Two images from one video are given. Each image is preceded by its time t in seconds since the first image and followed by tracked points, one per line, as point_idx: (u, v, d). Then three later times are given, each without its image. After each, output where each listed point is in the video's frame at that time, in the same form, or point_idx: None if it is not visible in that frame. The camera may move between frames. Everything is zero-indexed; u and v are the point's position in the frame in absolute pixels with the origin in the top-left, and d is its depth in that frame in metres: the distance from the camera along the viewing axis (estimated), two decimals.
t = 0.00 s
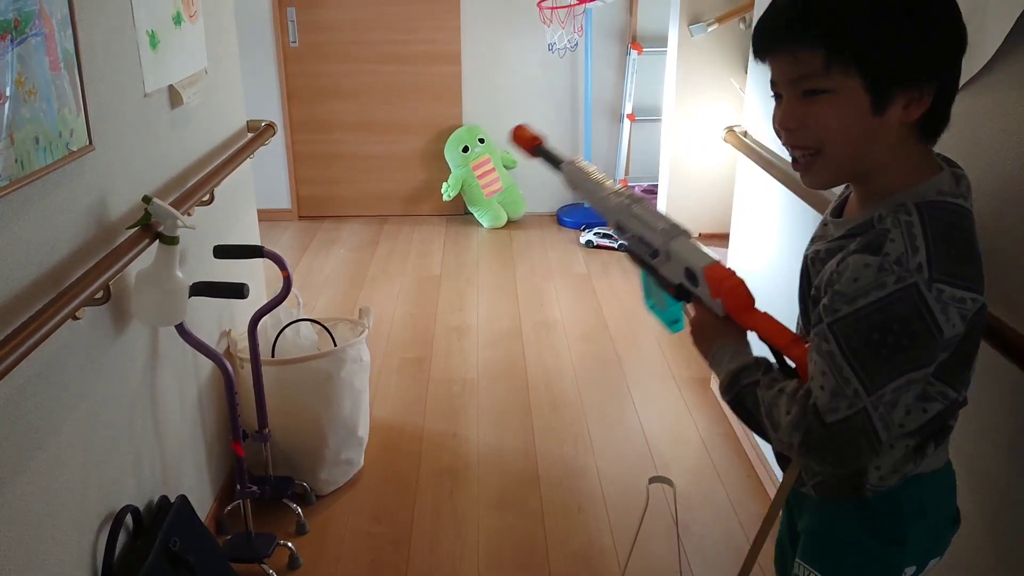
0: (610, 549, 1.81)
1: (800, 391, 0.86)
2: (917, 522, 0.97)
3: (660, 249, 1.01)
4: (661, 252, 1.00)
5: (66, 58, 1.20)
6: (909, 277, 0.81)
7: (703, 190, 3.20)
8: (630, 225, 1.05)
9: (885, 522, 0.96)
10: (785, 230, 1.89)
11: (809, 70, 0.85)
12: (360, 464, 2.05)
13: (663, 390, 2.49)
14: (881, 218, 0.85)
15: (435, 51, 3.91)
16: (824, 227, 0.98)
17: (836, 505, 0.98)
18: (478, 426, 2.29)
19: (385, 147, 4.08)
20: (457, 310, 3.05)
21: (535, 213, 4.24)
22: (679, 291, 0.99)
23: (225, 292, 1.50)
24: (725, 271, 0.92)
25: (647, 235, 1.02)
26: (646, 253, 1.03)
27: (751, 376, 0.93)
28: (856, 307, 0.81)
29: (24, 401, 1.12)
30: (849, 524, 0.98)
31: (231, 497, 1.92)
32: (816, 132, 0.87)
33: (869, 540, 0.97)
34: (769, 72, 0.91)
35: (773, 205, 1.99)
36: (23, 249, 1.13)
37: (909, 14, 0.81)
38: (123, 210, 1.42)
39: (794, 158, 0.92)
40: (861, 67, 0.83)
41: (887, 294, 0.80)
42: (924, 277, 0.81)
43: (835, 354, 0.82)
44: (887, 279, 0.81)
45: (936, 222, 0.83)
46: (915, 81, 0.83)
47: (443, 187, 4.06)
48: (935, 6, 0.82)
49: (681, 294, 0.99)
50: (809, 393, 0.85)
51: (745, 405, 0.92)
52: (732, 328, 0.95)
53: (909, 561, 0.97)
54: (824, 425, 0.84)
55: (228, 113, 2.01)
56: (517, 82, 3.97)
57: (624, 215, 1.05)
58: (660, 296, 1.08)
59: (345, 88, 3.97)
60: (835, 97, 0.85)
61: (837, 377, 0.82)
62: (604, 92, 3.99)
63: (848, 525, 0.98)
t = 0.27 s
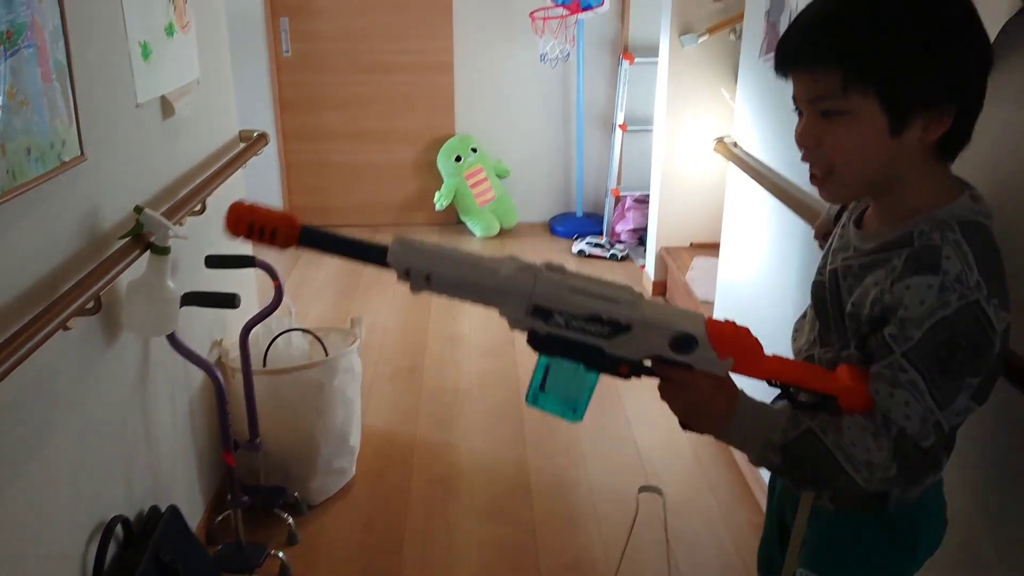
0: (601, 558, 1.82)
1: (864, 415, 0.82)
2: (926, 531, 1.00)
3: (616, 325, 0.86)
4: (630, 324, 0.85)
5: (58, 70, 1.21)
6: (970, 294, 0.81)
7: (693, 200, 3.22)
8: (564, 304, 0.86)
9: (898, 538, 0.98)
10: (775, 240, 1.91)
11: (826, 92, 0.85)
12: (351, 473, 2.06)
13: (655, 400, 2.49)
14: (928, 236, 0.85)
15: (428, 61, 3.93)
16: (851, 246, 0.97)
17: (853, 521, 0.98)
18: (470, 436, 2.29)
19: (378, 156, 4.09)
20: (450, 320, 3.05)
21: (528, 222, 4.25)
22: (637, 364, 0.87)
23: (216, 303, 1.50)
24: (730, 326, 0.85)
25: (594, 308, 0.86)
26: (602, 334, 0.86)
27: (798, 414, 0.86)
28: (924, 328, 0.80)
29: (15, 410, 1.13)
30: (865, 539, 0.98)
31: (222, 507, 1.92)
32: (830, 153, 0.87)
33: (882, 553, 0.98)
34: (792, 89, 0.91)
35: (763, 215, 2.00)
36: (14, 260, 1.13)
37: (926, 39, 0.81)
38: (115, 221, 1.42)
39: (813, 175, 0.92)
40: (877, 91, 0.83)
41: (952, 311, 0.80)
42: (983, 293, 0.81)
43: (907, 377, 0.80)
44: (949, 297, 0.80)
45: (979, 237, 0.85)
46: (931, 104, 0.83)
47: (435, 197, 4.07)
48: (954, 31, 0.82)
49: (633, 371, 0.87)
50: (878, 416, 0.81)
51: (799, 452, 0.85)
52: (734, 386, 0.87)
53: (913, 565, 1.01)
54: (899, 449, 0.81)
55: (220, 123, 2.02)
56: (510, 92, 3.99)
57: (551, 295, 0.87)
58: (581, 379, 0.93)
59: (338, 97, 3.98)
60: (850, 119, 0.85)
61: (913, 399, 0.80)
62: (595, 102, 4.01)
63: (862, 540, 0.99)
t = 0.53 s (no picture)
0: (587, 562, 1.84)
1: (924, 431, 0.81)
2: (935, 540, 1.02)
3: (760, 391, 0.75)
4: (776, 386, 0.75)
5: (54, 77, 1.22)
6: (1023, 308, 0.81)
7: (681, 208, 3.25)
8: (731, 370, 0.73)
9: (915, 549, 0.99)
10: (760, 248, 1.94)
11: (845, 123, 0.82)
12: (341, 479, 2.07)
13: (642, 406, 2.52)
14: (973, 248, 0.84)
15: (420, 68, 3.95)
16: (876, 260, 0.94)
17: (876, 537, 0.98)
18: (459, 441, 2.31)
19: (369, 163, 4.11)
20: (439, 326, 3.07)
21: (518, 229, 4.27)
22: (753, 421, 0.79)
23: (208, 308, 1.51)
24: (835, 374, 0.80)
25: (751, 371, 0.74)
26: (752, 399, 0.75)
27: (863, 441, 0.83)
28: (983, 341, 0.80)
29: (9, 413, 1.14)
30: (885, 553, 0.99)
31: (212, 512, 1.93)
32: (855, 186, 0.83)
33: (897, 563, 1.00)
34: (802, 121, 0.87)
35: (748, 223, 2.03)
36: (9, 265, 1.14)
37: (937, 60, 0.79)
38: (108, 227, 1.43)
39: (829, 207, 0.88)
40: (898, 119, 0.80)
41: (1007, 325, 0.80)
42: None
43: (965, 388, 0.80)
44: (1005, 311, 0.80)
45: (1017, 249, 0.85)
46: (946, 126, 0.81)
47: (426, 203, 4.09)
48: (961, 50, 0.80)
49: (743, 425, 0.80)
50: (936, 431, 0.81)
51: (861, 479, 0.81)
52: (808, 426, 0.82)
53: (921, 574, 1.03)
54: (957, 462, 0.81)
55: (212, 130, 2.03)
56: (501, 99, 4.02)
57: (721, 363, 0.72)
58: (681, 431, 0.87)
59: (329, 104, 3.99)
60: (875, 149, 0.81)
61: (973, 411, 0.80)
62: (586, 110, 4.04)
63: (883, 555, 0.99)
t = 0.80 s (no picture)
0: (578, 561, 1.85)
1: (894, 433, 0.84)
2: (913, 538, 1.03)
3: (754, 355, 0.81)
4: (768, 352, 0.81)
5: (50, 78, 1.23)
6: (993, 315, 0.83)
7: (671, 212, 3.28)
8: (733, 320, 0.79)
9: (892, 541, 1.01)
10: (748, 251, 1.96)
11: (841, 136, 0.83)
12: (333, 479, 2.08)
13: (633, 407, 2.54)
14: (948, 256, 0.86)
15: (411, 73, 3.97)
16: (857, 261, 0.97)
17: (851, 525, 1.01)
18: (451, 442, 2.32)
19: (361, 167, 4.12)
20: (431, 328, 3.08)
21: (509, 234, 4.29)
22: (745, 399, 0.85)
23: (202, 308, 1.52)
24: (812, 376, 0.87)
25: (749, 326, 0.80)
26: (745, 360, 0.81)
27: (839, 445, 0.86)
28: (952, 349, 0.83)
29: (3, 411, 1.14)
30: (860, 540, 1.01)
31: (204, 512, 1.93)
32: (851, 198, 0.85)
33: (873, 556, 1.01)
34: (795, 135, 0.88)
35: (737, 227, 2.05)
36: (4, 264, 1.15)
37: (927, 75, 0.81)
38: (102, 227, 1.44)
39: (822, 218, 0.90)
40: (892, 132, 0.82)
41: (976, 332, 0.82)
42: (1003, 314, 0.83)
43: (933, 395, 0.83)
44: (974, 318, 0.82)
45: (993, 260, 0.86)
46: (937, 136, 0.83)
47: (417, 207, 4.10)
48: (950, 61, 0.82)
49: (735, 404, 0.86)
50: (906, 434, 0.83)
51: (842, 482, 0.83)
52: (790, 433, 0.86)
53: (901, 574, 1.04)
54: (925, 464, 0.84)
55: (206, 132, 2.04)
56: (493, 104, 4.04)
57: (724, 308, 0.78)
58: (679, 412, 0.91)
59: (321, 108, 4.00)
60: (869, 162, 0.83)
61: (941, 417, 0.83)
62: (577, 116, 4.07)
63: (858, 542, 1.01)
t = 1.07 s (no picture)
0: (573, 564, 1.87)
1: (891, 439, 0.85)
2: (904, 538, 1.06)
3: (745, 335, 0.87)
4: (757, 336, 0.88)
5: (55, 87, 1.26)
6: (972, 320, 0.85)
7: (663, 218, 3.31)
8: (724, 293, 0.85)
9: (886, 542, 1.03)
10: (739, 258, 2.00)
11: (814, 154, 0.86)
12: (330, 483, 2.09)
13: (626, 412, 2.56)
14: (924, 263, 0.89)
15: (406, 81, 4.00)
16: (837, 274, 1.01)
17: (848, 527, 1.03)
18: (447, 447, 2.34)
19: (356, 173, 4.14)
20: (426, 334, 3.10)
21: (503, 240, 4.32)
22: (745, 392, 0.88)
23: (202, 312, 1.55)
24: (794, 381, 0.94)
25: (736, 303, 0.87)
26: (739, 338, 0.86)
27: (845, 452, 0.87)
28: (936, 354, 0.85)
29: (8, 414, 1.16)
30: (856, 543, 1.03)
31: (203, 515, 1.95)
32: (828, 214, 0.88)
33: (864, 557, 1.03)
34: (767, 155, 0.91)
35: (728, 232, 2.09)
36: (10, 269, 1.17)
37: (888, 92, 0.85)
38: (105, 232, 1.46)
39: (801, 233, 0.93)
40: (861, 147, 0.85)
41: (958, 337, 0.85)
42: (982, 318, 0.86)
43: (922, 399, 0.85)
44: (955, 323, 0.85)
45: (968, 266, 0.90)
46: (903, 148, 0.87)
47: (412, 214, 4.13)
48: (909, 77, 0.86)
49: (739, 397, 0.89)
50: (902, 440, 0.85)
51: (846, 486, 0.85)
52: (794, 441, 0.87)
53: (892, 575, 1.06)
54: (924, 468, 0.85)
55: (205, 139, 2.06)
56: (487, 112, 4.07)
57: (717, 280, 0.85)
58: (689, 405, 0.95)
59: (317, 115, 4.03)
60: (843, 177, 0.86)
61: (933, 421, 0.84)
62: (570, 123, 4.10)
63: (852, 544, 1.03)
